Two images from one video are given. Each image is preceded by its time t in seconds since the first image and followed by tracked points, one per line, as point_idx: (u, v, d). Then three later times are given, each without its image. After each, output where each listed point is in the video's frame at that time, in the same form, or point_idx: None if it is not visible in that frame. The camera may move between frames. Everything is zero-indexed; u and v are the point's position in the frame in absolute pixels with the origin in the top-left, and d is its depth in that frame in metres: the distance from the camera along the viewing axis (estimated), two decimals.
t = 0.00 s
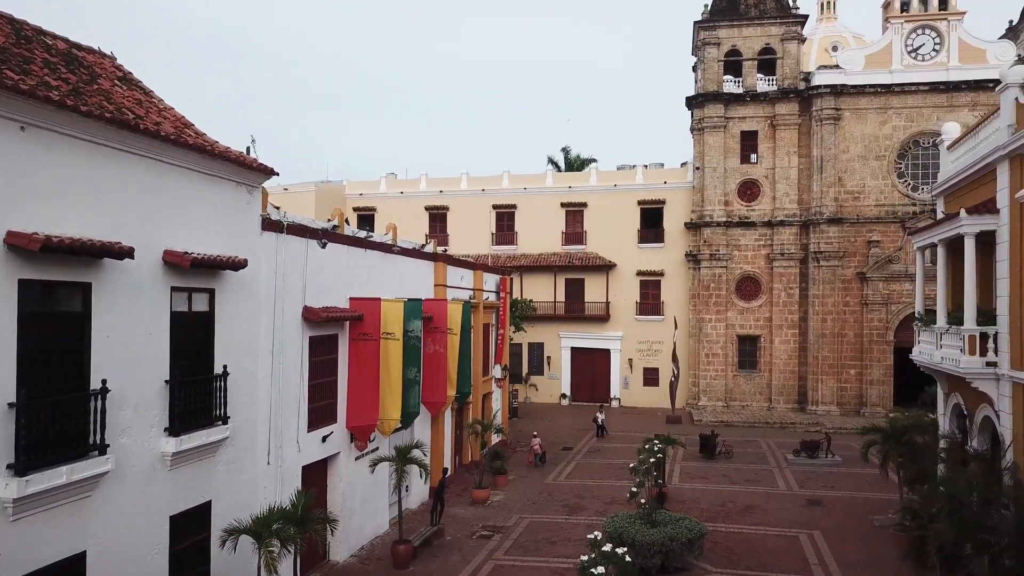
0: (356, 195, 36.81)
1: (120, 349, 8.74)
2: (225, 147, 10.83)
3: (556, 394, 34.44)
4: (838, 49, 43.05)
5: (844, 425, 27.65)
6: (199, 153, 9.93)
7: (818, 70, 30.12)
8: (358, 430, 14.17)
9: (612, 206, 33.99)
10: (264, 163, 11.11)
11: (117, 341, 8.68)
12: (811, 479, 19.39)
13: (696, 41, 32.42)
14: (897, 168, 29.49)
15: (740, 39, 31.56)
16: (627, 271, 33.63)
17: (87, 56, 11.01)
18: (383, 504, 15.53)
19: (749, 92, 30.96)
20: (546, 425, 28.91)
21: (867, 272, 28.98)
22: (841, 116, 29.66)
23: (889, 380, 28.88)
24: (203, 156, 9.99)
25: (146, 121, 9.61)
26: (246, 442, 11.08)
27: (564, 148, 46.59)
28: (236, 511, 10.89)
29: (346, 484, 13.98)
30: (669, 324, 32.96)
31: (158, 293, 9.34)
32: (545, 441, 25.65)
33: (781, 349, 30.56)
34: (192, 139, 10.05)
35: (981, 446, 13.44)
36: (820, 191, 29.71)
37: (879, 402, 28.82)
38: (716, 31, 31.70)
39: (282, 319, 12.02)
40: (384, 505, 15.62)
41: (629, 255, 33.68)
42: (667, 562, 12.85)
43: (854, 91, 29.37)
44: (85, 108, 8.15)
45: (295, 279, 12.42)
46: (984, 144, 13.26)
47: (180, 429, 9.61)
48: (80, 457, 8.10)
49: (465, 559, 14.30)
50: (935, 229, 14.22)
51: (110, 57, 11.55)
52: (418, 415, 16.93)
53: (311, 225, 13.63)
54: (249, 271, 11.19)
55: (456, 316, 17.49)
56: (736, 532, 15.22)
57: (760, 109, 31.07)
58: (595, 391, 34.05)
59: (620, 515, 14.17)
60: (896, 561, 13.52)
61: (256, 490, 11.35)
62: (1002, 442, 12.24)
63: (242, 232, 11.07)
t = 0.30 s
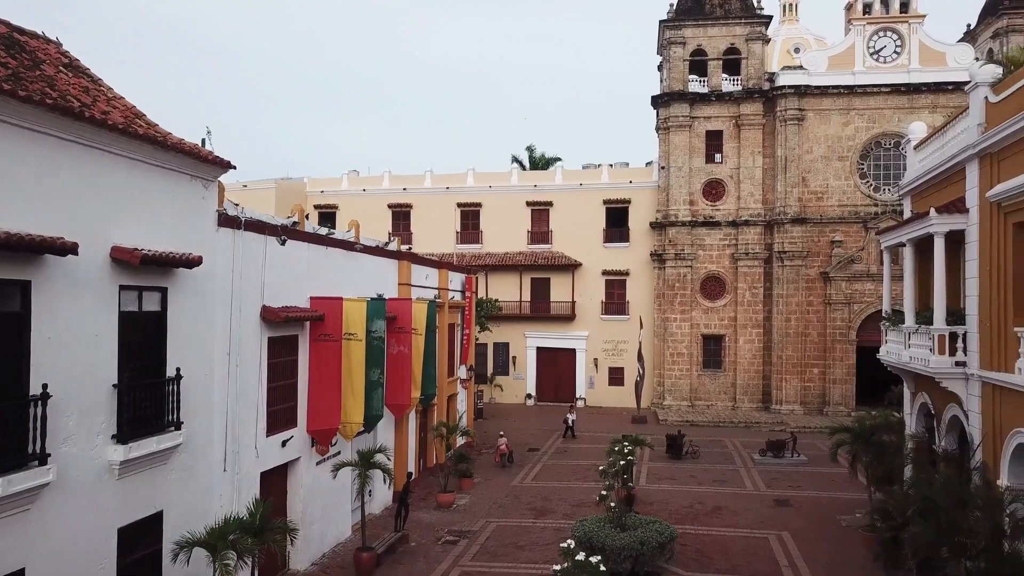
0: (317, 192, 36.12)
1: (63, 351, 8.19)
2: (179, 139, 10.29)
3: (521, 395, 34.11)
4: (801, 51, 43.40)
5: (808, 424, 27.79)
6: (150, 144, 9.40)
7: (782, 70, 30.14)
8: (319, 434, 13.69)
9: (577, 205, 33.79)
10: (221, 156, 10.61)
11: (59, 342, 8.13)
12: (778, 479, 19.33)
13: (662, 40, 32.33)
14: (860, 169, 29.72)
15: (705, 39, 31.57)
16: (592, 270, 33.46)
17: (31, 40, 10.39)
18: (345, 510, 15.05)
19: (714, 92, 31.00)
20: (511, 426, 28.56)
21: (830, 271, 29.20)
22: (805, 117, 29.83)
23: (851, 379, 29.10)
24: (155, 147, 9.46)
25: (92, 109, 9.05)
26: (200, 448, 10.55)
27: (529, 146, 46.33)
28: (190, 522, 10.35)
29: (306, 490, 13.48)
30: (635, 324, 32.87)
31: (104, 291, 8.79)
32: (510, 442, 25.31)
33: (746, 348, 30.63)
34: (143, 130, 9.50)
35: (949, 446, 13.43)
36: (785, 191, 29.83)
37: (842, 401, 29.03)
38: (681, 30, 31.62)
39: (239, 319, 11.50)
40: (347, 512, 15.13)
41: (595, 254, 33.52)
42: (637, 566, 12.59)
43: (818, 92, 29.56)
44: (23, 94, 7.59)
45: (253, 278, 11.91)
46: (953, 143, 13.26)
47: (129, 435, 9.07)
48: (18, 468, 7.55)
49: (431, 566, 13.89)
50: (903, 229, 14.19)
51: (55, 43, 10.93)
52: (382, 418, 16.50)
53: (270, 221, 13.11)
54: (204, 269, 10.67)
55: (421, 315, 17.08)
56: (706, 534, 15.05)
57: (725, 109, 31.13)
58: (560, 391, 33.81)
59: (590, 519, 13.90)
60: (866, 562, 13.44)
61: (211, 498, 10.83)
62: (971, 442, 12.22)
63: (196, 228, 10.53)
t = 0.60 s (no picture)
0: (276, 189, 35.31)
1: None
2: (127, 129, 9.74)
3: (485, 395, 33.72)
4: (762, 53, 43.75)
5: (771, 423, 27.90)
6: (95, 133, 8.84)
7: (745, 70, 30.23)
8: (277, 440, 13.16)
9: (541, 204, 33.52)
10: (172, 148, 10.09)
11: None
12: (744, 479, 19.27)
13: (626, 39, 32.20)
14: (822, 169, 29.94)
15: (669, 38, 31.52)
16: (556, 270, 33.23)
17: None
18: (305, 517, 14.54)
19: (678, 91, 30.98)
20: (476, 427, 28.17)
21: (793, 271, 29.37)
22: (768, 117, 29.96)
23: (813, 378, 29.31)
24: (101, 137, 8.91)
25: (32, 95, 8.47)
26: (150, 456, 10.00)
27: (492, 145, 45.94)
28: (139, 534, 9.80)
29: (264, 497, 12.95)
30: (599, 323, 32.71)
31: (45, 290, 8.22)
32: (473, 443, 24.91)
33: (709, 348, 30.67)
34: (87, 118, 8.94)
35: (916, 446, 13.39)
36: (748, 191, 29.93)
37: (804, 400, 29.22)
38: (645, 29, 31.51)
39: (192, 320, 10.96)
40: (306, 518, 14.62)
41: (558, 253, 33.30)
42: (606, 571, 12.30)
43: (780, 92, 29.70)
44: None
45: (207, 276, 11.36)
46: (921, 142, 13.25)
47: (72, 444, 8.51)
48: None
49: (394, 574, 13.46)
50: (870, 228, 14.13)
51: None
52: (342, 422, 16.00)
53: (225, 217, 12.55)
54: (154, 267, 10.12)
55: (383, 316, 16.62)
56: (674, 537, 14.86)
57: (689, 109, 31.13)
58: (525, 391, 33.51)
59: (557, 523, 13.59)
60: (835, 562, 13.35)
61: (162, 507, 10.28)
62: (938, 442, 12.18)
63: (146, 224, 9.98)
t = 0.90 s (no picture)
0: (231, 186, 34.40)
1: None
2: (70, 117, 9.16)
3: (447, 396, 33.20)
4: (723, 54, 44.02)
5: (734, 422, 27.94)
6: (34, 121, 8.27)
7: (708, 70, 30.27)
8: (232, 445, 12.59)
9: (504, 203, 33.18)
10: (118, 138, 9.53)
11: None
12: (710, 480, 19.15)
13: (589, 37, 32.02)
14: (783, 170, 30.11)
15: (632, 37, 31.40)
16: (519, 269, 32.92)
17: None
18: (261, 525, 13.98)
19: (641, 90, 30.89)
20: (438, 429, 27.70)
21: (755, 271, 29.47)
22: (730, 117, 30.03)
23: (775, 377, 29.45)
24: (41, 125, 8.34)
25: None
26: (95, 465, 9.42)
27: (454, 143, 45.46)
28: (82, 548, 9.21)
29: (217, 505, 12.38)
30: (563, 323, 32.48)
31: None
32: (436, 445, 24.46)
33: (672, 348, 30.65)
34: (26, 104, 8.37)
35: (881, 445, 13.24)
36: (710, 191, 29.97)
37: (766, 399, 29.37)
38: (609, 27, 31.34)
39: (140, 321, 10.38)
40: (263, 526, 14.07)
41: (521, 252, 33.00)
42: None
43: (743, 92, 29.78)
44: None
45: (157, 274, 10.79)
46: (888, 142, 13.22)
47: (8, 453, 7.91)
48: None
49: None
50: (838, 228, 14.06)
51: None
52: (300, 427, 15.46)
53: (177, 212, 11.96)
54: (99, 265, 9.55)
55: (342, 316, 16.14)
56: (642, 540, 14.64)
57: (652, 108, 31.09)
58: (487, 392, 33.12)
59: (525, 528, 13.26)
60: (804, 563, 13.23)
61: (108, 519, 9.70)
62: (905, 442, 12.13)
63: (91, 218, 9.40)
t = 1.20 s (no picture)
0: (185, 182, 33.40)
1: None
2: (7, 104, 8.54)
3: (408, 397, 32.67)
4: (684, 54, 44.20)
5: (697, 421, 27.95)
6: None
7: (671, 69, 30.23)
8: (184, 452, 12.00)
9: (467, 201, 32.76)
10: (60, 127, 8.92)
11: None
12: (675, 480, 19.02)
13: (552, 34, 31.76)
14: (745, 170, 30.22)
15: (595, 35, 31.23)
16: (482, 268, 32.54)
17: None
18: (215, 533, 13.40)
19: (604, 89, 30.73)
20: (399, 431, 27.20)
21: (717, 271, 29.52)
22: (693, 116, 30.02)
23: (737, 377, 29.55)
24: None
25: None
26: (35, 475, 8.81)
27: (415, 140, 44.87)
28: (20, 566, 8.60)
29: (169, 514, 11.80)
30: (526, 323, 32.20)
31: None
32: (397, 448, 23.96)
33: (635, 348, 30.58)
34: None
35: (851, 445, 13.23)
36: (674, 191, 29.93)
37: (728, 398, 29.45)
38: (572, 25, 31.13)
39: (84, 321, 9.77)
40: (217, 535, 13.48)
41: (483, 251, 32.63)
42: None
43: (705, 92, 29.80)
44: None
45: (103, 272, 10.18)
46: (856, 141, 13.15)
47: None
48: None
49: None
50: (806, 227, 13.95)
51: None
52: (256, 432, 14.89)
53: (125, 207, 11.34)
54: (39, 262, 8.93)
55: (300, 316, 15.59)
56: (609, 544, 14.42)
57: (616, 107, 30.96)
58: (449, 393, 32.68)
59: (491, 534, 12.91)
60: (773, 565, 13.11)
61: (50, 533, 9.10)
62: (874, 443, 12.05)
63: (30, 213, 8.79)
